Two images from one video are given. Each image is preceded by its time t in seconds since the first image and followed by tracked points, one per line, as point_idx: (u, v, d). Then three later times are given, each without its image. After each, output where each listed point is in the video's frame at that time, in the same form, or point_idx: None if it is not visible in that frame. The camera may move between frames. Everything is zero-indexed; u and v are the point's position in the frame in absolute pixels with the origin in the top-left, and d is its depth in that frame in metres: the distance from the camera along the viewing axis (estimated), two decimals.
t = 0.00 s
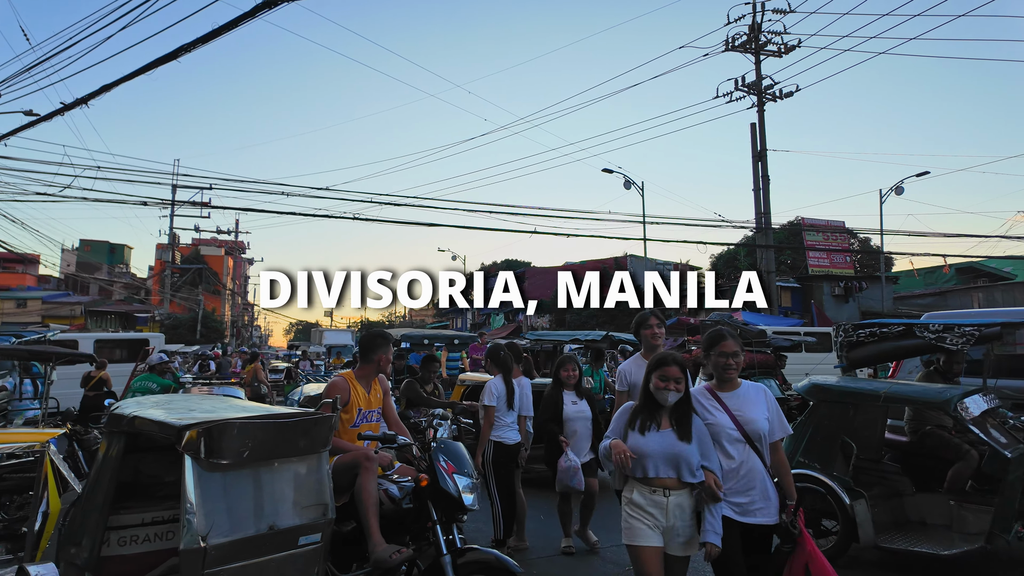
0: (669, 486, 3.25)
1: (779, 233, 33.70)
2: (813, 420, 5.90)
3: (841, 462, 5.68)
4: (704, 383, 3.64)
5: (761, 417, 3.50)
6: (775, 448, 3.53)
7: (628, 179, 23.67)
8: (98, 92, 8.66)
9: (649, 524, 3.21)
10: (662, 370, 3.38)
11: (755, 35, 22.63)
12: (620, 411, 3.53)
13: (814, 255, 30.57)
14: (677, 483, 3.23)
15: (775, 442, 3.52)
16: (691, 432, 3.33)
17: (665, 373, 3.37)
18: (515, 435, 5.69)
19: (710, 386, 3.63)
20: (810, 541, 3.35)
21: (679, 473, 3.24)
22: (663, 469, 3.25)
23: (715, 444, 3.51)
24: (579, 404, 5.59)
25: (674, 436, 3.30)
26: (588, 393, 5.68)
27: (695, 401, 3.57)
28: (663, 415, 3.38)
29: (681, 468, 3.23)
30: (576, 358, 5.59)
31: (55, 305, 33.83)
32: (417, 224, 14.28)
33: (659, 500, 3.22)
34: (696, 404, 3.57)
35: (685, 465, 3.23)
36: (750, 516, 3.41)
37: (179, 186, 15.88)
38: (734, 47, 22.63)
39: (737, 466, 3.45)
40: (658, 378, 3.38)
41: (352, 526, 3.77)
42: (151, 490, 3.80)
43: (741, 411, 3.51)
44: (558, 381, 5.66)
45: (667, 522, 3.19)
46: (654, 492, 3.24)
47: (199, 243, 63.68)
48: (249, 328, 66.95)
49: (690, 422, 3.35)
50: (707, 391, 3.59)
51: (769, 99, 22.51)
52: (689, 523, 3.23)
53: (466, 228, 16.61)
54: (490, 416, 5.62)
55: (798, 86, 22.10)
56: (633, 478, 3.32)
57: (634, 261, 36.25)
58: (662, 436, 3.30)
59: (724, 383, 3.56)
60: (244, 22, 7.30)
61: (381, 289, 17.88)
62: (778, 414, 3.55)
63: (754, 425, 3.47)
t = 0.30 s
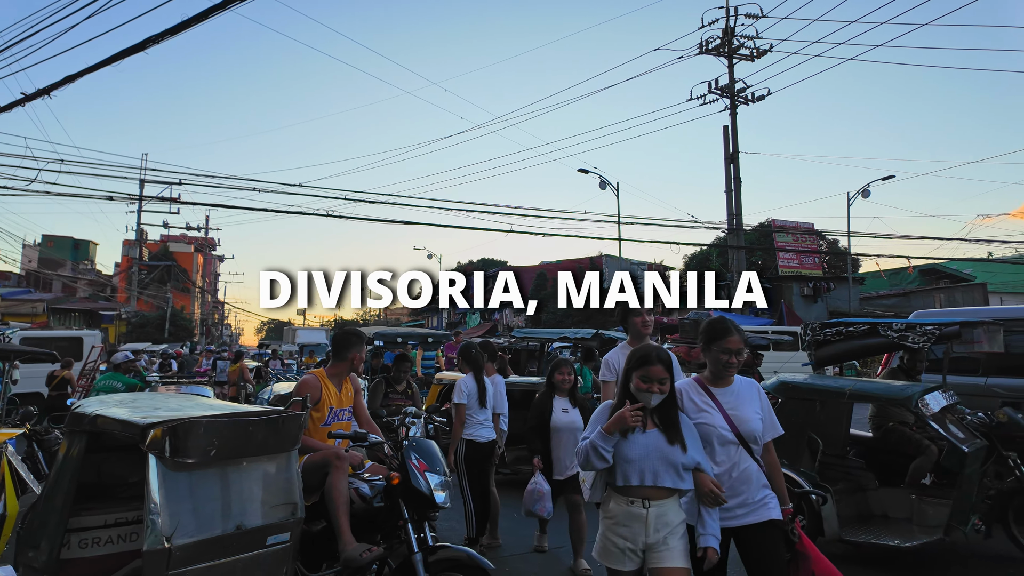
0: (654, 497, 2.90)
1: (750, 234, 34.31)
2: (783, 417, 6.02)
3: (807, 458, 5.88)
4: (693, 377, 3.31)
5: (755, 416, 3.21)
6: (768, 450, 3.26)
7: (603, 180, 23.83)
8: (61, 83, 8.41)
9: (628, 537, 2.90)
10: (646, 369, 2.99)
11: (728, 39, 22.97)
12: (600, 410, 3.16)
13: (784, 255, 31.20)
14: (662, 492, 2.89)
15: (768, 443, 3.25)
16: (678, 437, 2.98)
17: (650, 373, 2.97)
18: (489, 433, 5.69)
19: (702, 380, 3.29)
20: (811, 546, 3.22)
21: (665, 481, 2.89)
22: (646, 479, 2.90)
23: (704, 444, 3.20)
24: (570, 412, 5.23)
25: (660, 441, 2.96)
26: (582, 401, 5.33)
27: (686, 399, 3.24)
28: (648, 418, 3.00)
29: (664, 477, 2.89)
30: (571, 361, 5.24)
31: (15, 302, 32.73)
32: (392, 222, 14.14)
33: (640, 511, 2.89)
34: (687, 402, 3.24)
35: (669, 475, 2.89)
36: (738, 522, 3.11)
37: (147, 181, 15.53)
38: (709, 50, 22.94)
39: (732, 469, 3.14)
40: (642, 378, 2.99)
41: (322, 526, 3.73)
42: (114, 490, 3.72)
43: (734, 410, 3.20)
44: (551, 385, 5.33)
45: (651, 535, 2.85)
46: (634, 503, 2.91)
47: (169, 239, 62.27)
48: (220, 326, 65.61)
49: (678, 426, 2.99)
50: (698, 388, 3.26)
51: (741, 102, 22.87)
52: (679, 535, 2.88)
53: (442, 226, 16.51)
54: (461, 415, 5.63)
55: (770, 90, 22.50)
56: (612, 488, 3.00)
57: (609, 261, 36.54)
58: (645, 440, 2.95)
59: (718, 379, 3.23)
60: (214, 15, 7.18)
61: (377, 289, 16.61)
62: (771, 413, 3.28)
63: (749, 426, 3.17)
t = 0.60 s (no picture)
0: (652, 516, 2.49)
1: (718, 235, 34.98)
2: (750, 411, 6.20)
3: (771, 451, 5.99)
4: (701, 380, 2.94)
5: (771, 426, 2.86)
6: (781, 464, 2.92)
7: (575, 180, 23.96)
8: (15, 70, 8.11)
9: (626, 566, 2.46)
10: (637, 367, 2.57)
11: (698, 42, 23.29)
12: (582, 416, 2.71)
13: (751, 256, 31.87)
14: (662, 512, 2.49)
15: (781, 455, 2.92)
16: (674, 443, 2.61)
17: (641, 371, 2.56)
18: (459, 429, 5.66)
19: (710, 384, 2.93)
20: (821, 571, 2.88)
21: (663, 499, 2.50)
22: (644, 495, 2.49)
23: (713, 456, 2.80)
24: (551, 406, 4.93)
25: (654, 449, 2.57)
26: (565, 395, 5.00)
27: (695, 405, 2.86)
28: (639, 423, 2.60)
29: (664, 491, 2.50)
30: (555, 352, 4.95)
31: None
32: (364, 218, 13.95)
33: (640, 534, 2.46)
34: (696, 408, 2.86)
35: (668, 489, 2.51)
36: (751, 545, 2.74)
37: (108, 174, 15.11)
38: (680, 53, 23.24)
39: (748, 486, 2.77)
40: (631, 377, 2.57)
41: (285, 523, 3.68)
42: (68, 489, 3.50)
43: (748, 418, 2.84)
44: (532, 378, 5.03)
45: (652, 563, 2.44)
46: (631, 526, 2.48)
47: (131, 234, 60.58)
48: (183, 324, 64.01)
49: (672, 430, 2.62)
50: (707, 392, 2.88)
51: (711, 105, 23.23)
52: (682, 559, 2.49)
53: (413, 224, 16.44)
54: (426, 413, 5.60)
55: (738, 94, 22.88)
56: (604, 510, 2.54)
57: (581, 260, 36.81)
58: (639, 452, 2.55)
59: (729, 383, 2.88)
60: (179, 4, 7.00)
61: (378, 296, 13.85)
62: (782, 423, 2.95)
63: (764, 437, 2.81)
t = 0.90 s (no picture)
0: (663, 543, 2.13)
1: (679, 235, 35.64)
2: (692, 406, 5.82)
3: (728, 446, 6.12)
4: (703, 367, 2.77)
5: (781, 417, 2.65)
6: (793, 460, 2.67)
7: (539, 178, 24.05)
8: None
9: None
10: (625, 367, 2.15)
11: (661, 44, 23.63)
12: (566, 431, 2.24)
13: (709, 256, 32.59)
14: (670, 539, 2.13)
15: (794, 450, 2.68)
16: (677, 454, 2.24)
17: (631, 371, 2.15)
18: (425, 426, 5.63)
19: (712, 371, 2.75)
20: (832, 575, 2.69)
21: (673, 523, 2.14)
22: (652, 520, 2.10)
23: (715, 450, 2.60)
24: (522, 407, 4.62)
25: (658, 464, 2.18)
26: (537, 396, 4.72)
27: (695, 394, 2.69)
28: (638, 434, 2.19)
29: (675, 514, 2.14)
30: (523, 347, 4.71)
31: None
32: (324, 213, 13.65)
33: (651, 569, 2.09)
34: (696, 397, 2.69)
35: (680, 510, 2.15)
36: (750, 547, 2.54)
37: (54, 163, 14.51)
38: (643, 55, 23.55)
39: (751, 483, 2.57)
40: (619, 380, 2.16)
41: (238, 521, 3.61)
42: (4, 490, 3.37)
43: (752, 409, 2.64)
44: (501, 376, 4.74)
45: None
46: (642, 560, 2.09)
47: (79, 227, 58.14)
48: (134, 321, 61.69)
49: (673, 437, 2.25)
50: (706, 378, 2.72)
51: (672, 107, 23.61)
52: None
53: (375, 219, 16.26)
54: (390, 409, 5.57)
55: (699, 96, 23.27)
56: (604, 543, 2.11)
57: (545, 259, 37.02)
58: (643, 470, 2.14)
59: (732, 370, 2.70)
60: None
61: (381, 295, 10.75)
62: (796, 412, 2.72)
63: (772, 429, 2.60)
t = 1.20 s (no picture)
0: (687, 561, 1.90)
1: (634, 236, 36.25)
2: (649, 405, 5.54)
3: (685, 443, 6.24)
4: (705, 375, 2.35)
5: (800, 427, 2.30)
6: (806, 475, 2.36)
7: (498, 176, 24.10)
8: None
9: None
10: (651, 349, 1.97)
11: (619, 47, 23.99)
12: (575, 429, 1.96)
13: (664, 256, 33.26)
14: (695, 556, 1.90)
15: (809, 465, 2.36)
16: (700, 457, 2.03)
17: (657, 354, 1.97)
18: (395, 426, 5.53)
19: (716, 380, 2.35)
20: None
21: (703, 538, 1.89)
22: (681, 535, 1.86)
23: (742, 477, 2.15)
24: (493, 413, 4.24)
25: (685, 469, 1.96)
26: (508, 400, 4.33)
27: (708, 411, 2.25)
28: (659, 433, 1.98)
29: (704, 525, 1.90)
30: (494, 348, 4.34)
31: None
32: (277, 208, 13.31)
33: None
34: (711, 415, 2.24)
35: (710, 520, 1.91)
36: None
37: None
38: (601, 57, 23.84)
39: (782, 511, 2.16)
40: (645, 364, 1.97)
41: (183, 523, 3.50)
42: None
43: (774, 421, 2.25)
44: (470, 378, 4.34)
45: None
46: None
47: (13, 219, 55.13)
48: (72, 318, 58.91)
49: (692, 439, 2.05)
50: (715, 390, 2.29)
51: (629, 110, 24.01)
52: None
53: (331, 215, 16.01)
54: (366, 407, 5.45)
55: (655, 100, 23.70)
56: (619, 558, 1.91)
57: (504, 258, 37.11)
58: (672, 475, 1.91)
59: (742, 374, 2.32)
60: None
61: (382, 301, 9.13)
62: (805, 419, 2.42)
63: (799, 444, 2.23)
